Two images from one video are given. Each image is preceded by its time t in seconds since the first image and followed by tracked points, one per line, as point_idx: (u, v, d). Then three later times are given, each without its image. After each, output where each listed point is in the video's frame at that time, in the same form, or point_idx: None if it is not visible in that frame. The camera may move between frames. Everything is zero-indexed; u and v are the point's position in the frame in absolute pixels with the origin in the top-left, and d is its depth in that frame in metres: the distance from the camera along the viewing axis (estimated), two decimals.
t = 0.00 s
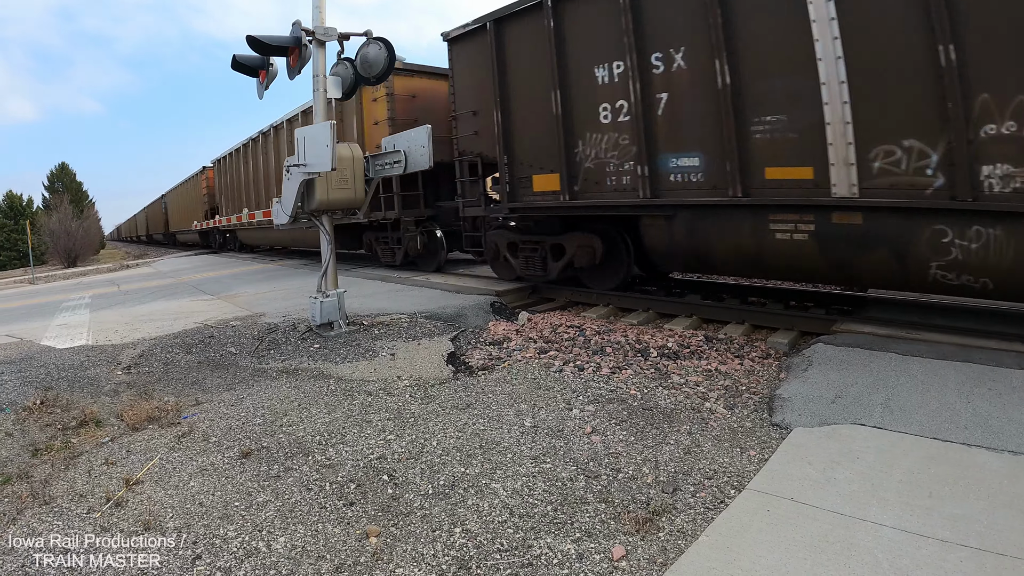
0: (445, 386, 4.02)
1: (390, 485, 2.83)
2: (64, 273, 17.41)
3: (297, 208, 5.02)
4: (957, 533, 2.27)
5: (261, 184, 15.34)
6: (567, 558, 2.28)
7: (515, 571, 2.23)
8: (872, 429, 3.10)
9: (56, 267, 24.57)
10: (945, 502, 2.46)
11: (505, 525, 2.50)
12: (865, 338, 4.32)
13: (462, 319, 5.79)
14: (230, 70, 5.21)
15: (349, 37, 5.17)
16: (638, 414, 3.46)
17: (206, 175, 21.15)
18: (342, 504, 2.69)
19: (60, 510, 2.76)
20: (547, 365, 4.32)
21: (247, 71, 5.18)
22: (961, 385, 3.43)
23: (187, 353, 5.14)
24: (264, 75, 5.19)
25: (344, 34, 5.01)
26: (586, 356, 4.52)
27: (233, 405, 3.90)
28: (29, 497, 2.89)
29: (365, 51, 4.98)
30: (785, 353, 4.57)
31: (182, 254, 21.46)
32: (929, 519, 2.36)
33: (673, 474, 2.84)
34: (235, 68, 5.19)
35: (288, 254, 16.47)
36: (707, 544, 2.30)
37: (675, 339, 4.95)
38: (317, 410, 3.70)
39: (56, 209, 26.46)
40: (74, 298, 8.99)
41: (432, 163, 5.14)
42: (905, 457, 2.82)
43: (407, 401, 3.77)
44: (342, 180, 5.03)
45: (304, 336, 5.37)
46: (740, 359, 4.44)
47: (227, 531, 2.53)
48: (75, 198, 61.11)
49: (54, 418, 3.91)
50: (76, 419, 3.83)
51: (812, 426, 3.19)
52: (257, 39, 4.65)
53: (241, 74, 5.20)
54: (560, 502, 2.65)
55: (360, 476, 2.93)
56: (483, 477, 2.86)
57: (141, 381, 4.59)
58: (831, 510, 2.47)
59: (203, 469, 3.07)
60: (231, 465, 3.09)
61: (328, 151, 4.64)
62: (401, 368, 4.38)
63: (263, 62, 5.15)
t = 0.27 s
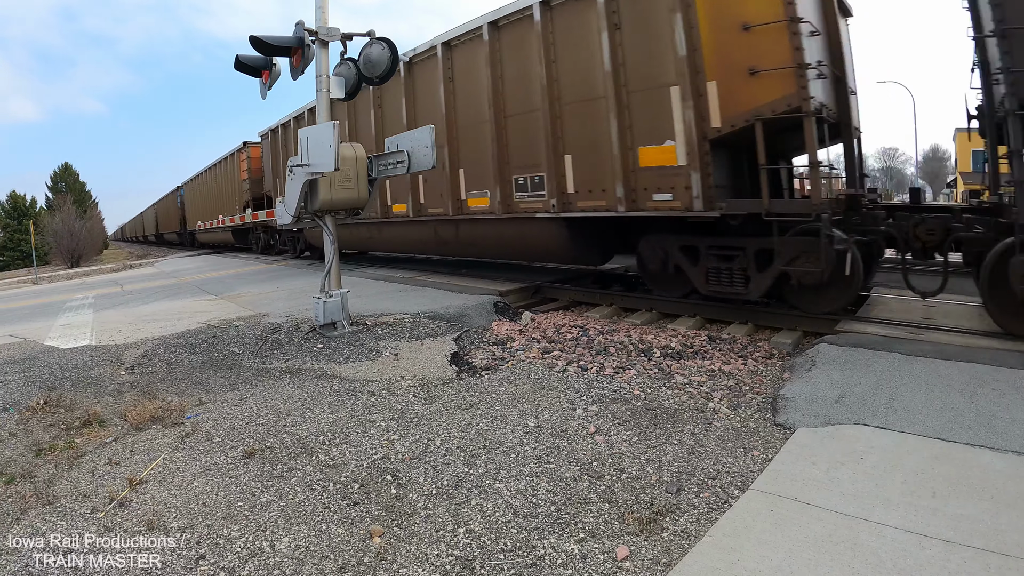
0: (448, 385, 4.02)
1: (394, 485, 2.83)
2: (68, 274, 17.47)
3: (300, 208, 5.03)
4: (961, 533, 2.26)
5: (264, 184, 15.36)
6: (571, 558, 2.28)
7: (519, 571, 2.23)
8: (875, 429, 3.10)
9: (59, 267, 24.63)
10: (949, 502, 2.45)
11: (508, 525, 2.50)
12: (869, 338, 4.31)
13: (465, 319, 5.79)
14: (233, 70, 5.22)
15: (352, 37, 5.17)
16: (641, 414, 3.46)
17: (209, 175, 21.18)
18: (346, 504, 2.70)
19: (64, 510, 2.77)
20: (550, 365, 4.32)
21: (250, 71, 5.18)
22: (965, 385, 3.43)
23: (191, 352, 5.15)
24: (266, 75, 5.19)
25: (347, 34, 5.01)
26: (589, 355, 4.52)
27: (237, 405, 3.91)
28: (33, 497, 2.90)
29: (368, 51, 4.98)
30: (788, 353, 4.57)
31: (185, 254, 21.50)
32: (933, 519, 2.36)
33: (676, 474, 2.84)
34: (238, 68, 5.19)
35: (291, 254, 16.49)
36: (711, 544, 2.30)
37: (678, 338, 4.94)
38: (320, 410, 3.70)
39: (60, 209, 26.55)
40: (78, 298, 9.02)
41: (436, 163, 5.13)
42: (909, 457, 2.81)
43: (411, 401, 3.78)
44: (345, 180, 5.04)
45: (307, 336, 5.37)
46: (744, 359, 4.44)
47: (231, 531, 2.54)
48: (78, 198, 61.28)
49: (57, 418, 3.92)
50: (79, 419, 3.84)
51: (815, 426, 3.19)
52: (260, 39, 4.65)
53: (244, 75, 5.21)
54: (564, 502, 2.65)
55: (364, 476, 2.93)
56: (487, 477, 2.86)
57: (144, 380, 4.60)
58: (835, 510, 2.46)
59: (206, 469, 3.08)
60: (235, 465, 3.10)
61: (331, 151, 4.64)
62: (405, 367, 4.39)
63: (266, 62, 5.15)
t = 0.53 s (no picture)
0: (450, 386, 4.02)
1: (396, 485, 2.83)
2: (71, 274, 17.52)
3: (302, 208, 5.03)
4: (964, 533, 2.26)
5: (266, 184, 15.39)
6: (573, 558, 2.28)
7: (521, 571, 2.23)
8: (878, 429, 3.09)
9: (62, 267, 24.69)
10: (952, 503, 2.45)
11: (511, 525, 2.50)
12: (871, 338, 4.30)
13: (467, 319, 5.79)
14: (235, 70, 5.22)
15: (354, 37, 5.18)
16: (643, 414, 3.46)
17: (211, 176, 21.22)
18: (348, 504, 2.70)
19: (66, 510, 2.78)
20: (552, 365, 4.32)
21: (252, 71, 5.19)
22: (968, 386, 3.42)
23: (193, 353, 5.16)
24: (269, 75, 5.20)
25: (349, 34, 5.01)
26: (591, 356, 4.52)
27: (239, 405, 3.91)
28: (35, 497, 2.91)
29: (370, 51, 4.98)
30: (790, 353, 4.56)
31: (187, 254, 21.53)
32: (935, 519, 2.36)
33: (679, 474, 2.83)
34: (240, 68, 5.20)
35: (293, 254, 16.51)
36: (713, 545, 2.30)
37: (680, 339, 4.94)
38: (323, 410, 3.71)
39: (63, 209, 26.63)
40: (81, 298, 9.04)
41: (438, 163, 5.14)
42: (911, 458, 2.81)
43: (414, 401, 3.78)
44: (347, 180, 5.05)
45: (310, 336, 5.38)
46: (746, 359, 4.43)
47: (233, 531, 2.54)
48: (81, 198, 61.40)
49: (60, 418, 3.92)
50: (82, 419, 3.85)
51: (818, 427, 3.18)
52: (262, 40, 4.66)
53: (246, 75, 5.22)
54: (566, 502, 2.65)
55: (366, 476, 2.93)
56: (489, 478, 2.86)
57: (147, 381, 4.60)
58: (837, 510, 2.46)
59: (209, 469, 3.08)
60: (237, 465, 3.10)
61: (332, 151, 4.65)
62: (407, 367, 4.39)
63: (268, 63, 5.16)
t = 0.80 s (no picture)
0: (452, 386, 4.02)
1: (398, 485, 2.83)
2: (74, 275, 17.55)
3: (304, 208, 5.04)
4: (966, 534, 2.25)
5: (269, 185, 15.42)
6: (575, 559, 2.28)
7: (522, 571, 2.22)
8: (880, 429, 3.09)
9: (65, 268, 24.75)
10: (954, 503, 2.44)
11: (512, 525, 2.50)
12: (874, 338, 4.30)
13: (469, 319, 5.79)
14: (237, 70, 5.23)
15: (355, 37, 5.18)
16: (645, 415, 3.46)
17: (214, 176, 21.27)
18: (350, 505, 2.70)
19: (68, 510, 2.78)
20: (554, 365, 4.32)
21: (253, 71, 5.19)
22: (970, 386, 3.42)
23: (195, 353, 5.16)
24: (271, 75, 5.20)
25: (350, 34, 5.02)
26: (593, 356, 4.52)
27: (241, 405, 3.91)
28: (37, 497, 2.91)
29: (372, 50, 4.98)
30: (793, 353, 4.56)
31: (190, 254, 21.57)
32: (937, 519, 2.35)
33: (680, 475, 2.83)
34: (242, 68, 5.21)
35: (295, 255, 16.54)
36: (714, 545, 2.29)
37: (683, 339, 4.94)
38: (325, 410, 3.71)
39: (66, 210, 26.70)
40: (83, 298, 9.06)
41: (440, 163, 5.14)
42: (914, 458, 2.80)
43: (415, 401, 3.78)
44: (350, 180, 5.05)
45: (312, 336, 5.38)
46: (748, 359, 4.43)
47: (234, 531, 2.54)
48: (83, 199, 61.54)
49: (62, 418, 3.93)
50: (84, 419, 3.85)
51: (820, 427, 3.18)
52: (264, 40, 4.66)
53: (248, 75, 5.22)
54: (567, 502, 2.64)
55: (367, 476, 2.93)
56: (491, 478, 2.86)
57: (149, 380, 4.61)
58: (839, 510, 2.46)
59: (210, 469, 3.08)
60: (239, 465, 3.10)
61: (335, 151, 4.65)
62: (409, 368, 4.39)
63: (270, 63, 5.17)
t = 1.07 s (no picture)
0: (454, 385, 4.02)
1: (400, 486, 2.83)
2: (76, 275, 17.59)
3: (306, 208, 5.04)
4: (968, 534, 2.25)
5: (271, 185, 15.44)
6: (577, 559, 2.28)
7: (525, 571, 2.22)
8: (883, 429, 3.09)
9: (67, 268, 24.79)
10: (957, 503, 2.44)
11: (514, 525, 2.50)
12: (876, 338, 4.30)
13: (471, 319, 5.79)
14: (239, 70, 5.23)
15: (357, 37, 5.18)
16: (647, 415, 3.45)
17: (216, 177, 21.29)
18: (352, 505, 2.70)
19: (70, 510, 2.78)
20: (556, 365, 4.32)
21: (255, 71, 5.20)
22: (974, 386, 3.41)
23: (198, 353, 5.17)
24: (273, 76, 5.21)
25: (352, 34, 5.02)
26: (595, 355, 4.52)
27: (243, 405, 3.92)
28: (39, 497, 2.91)
29: (374, 50, 4.99)
30: (796, 353, 4.55)
31: (191, 254, 21.60)
32: (940, 520, 2.35)
33: (682, 475, 2.83)
34: (244, 68, 5.21)
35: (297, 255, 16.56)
36: (717, 545, 2.29)
37: (685, 339, 4.93)
38: (327, 410, 3.71)
39: (68, 210, 26.74)
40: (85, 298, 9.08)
41: (442, 163, 5.14)
42: (917, 458, 2.80)
43: (417, 401, 3.78)
44: (352, 180, 5.05)
45: (314, 336, 5.38)
46: (751, 359, 4.43)
47: (236, 531, 2.54)
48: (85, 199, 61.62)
49: (64, 417, 3.93)
50: (86, 418, 3.86)
51: (823, 427, 3.18)
52: (266, 40, 4.67)
53: (250, 75, 5.23)
54: (569, 502, 2.64)
55: (370, 476, 2.93)
56: (493, 478, 2.86)
57: (152, 380, 4.62)
58: (841, 510, 2.45)
59: (212, 469, 3.08)
60: (241, 465, 3.10)
61: (337, 150, 4.65)
62: (411, 368, 4.39)
63: (272, 63, 5.17)
